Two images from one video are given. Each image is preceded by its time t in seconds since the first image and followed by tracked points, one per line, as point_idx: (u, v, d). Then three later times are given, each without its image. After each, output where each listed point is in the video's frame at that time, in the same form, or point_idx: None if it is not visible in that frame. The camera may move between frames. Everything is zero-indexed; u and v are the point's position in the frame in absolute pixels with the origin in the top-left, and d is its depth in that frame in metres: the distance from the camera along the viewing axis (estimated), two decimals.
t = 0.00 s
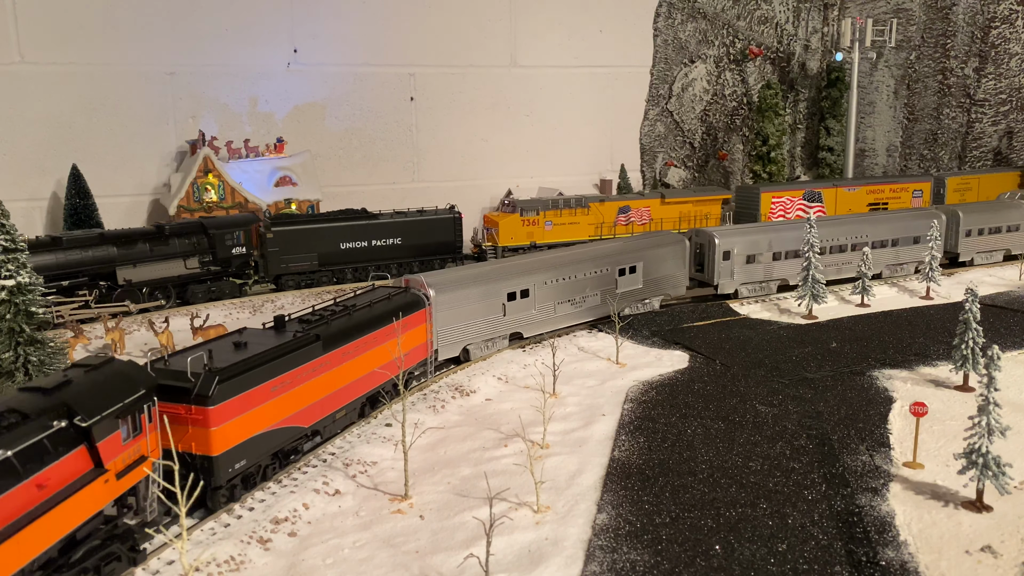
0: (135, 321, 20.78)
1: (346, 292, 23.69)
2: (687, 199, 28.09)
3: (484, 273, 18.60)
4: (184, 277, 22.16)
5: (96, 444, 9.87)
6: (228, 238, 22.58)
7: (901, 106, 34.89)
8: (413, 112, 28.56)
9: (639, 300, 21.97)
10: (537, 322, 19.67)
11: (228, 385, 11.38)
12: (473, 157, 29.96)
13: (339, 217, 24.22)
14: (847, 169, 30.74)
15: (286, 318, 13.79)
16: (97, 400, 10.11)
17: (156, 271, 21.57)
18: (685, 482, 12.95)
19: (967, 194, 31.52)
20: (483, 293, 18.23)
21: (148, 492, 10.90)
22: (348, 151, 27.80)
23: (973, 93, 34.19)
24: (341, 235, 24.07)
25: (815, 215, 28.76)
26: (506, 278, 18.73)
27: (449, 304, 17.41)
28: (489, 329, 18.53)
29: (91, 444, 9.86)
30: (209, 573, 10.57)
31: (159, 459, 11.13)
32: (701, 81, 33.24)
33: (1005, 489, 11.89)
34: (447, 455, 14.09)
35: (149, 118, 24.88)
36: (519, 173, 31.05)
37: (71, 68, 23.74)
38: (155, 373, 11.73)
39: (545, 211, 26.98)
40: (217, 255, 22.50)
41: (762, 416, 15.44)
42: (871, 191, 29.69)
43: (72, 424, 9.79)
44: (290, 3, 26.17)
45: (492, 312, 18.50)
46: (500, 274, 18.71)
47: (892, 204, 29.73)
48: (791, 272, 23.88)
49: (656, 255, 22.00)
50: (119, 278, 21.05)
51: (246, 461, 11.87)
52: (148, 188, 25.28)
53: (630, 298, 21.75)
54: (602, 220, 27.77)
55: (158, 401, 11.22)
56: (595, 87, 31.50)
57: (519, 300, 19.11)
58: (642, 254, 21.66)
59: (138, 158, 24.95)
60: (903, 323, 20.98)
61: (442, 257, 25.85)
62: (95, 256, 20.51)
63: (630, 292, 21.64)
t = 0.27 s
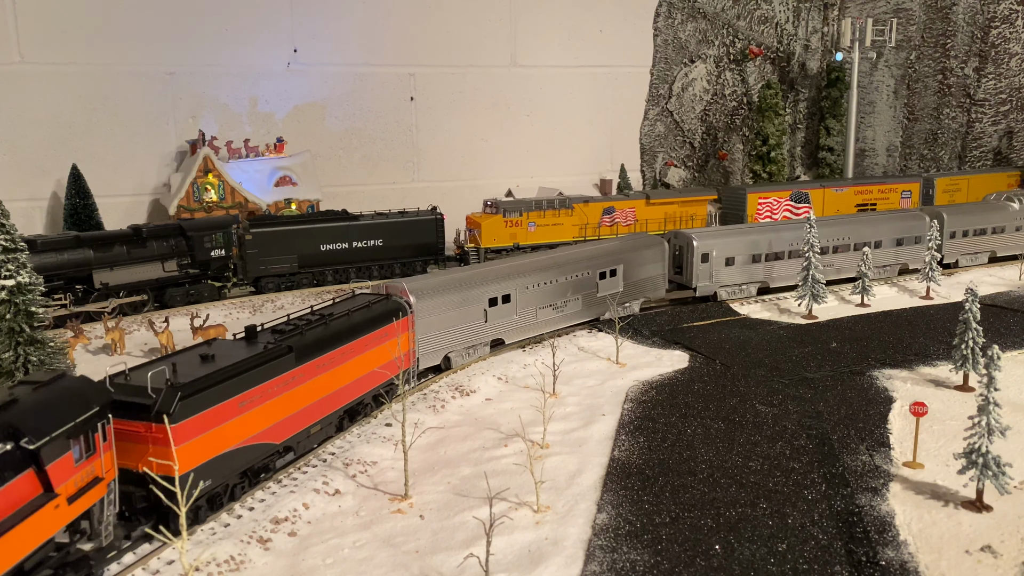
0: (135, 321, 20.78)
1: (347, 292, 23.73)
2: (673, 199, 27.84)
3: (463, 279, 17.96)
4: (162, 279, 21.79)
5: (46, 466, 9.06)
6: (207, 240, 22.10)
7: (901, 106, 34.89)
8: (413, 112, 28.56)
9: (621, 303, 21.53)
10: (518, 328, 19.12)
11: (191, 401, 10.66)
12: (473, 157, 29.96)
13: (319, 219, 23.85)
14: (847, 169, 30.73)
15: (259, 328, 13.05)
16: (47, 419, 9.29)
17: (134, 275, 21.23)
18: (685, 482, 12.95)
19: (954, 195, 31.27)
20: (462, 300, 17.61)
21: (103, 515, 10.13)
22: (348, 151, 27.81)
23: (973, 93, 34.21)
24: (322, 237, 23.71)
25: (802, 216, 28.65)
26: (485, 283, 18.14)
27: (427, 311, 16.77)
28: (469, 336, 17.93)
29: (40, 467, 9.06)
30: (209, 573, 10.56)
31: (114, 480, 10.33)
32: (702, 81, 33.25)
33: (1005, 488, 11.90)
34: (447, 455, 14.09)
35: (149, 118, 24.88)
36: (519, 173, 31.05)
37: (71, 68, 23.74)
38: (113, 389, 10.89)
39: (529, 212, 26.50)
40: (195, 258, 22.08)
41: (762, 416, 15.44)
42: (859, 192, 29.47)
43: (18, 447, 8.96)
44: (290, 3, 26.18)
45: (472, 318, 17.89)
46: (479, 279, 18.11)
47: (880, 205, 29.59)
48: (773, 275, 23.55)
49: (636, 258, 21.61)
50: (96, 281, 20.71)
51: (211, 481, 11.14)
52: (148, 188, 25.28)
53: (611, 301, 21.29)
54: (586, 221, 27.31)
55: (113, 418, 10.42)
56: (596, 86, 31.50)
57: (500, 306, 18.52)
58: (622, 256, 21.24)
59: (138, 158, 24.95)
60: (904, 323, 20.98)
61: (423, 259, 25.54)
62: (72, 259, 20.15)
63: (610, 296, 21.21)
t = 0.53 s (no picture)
0: (135, 321, 20.79)
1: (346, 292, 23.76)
2: (658, 201, 27.49)
3: (445, 285, 17.34)
4: (139, 284, 21.42)
5: None
6: (185, 243, 21.80)
7: (901, 106, 34.88)
8: (413, 112, 28.55)
9: (602, 307, 21.20)
10: (501, 334, 18.59)
11: (149, 420, 10.11)
12: (472, 157, 29.95)
13: (299, 221, 23.68)
14: (847, 169, 30.73)
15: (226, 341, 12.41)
16: None
17: (111, 279, 20.84)
18: (685, 483, 12.95)
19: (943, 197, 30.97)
20: (444, 307, 17.02)
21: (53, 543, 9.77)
22: (348, 151, 27.81)
23: (973, 93, 34.22)
24: (301, 239, 23.48)
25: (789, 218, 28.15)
26: (467, 290, 17.57)
27: (409, 319, 16.16)
28: (451, 345, 17.35)
29: None
30: (209, 573, 10.56)
31: (64, 505, 9.94)
32: (701, 81, 33.25)
33: (1005, 489, 11.90)
34: (447, 455, 14.10)
35: (149, 118, 24.88)
36: (519, 173, 31.05)
37: (71, 68, 23.74)
38: (66, 408, 10.47)
39: (511, 214, 26.34)
40: (173, 261, 21.75)
41: (762, 416, 15.44)
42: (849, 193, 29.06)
43: None
44: (290, 4, 26.18)
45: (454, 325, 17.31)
46: (461, 285, 17.53)
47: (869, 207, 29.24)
48: (753, 278, 23.27)
49: (615, 262, 21.31)
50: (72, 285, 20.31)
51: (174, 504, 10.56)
52: (148, 188, 25.29)
53: (592, 305, 20.90)
54: (570, 222, 27.06)
55: (63, 441, 10.03)
56: (596, 87, 31.50)
57: (482, 312, 17.97)
58: (603, 259, 20.92)
59: (138, 158, 24.96)
60: (904, 323, 20.98)
61: (404, 261, 25.35)
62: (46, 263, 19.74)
63: (591, 300, 20.84)
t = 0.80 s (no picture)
0: (135, 321, 20.80)
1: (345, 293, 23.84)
2: (643, 201, 27.34)
3: (424, 292, 16.83)
4: (117, 286, 20.91)
5: None
6: (162, 246, 21.50)
7: (901, 105, 34.87)
8: (413, 112, 28.55)
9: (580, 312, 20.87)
10: (482, 341, 18.15)
11: (100, 441, 9.41)
12: (472, 157, 29.94)
13: (278, 223, 23.49)
14: (847, 169, 30.72)
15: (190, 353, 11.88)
16: None
17: (87, 282, 20.28)
18: (685, 482, 12.95)
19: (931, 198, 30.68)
20: (424, 314, 16.52)
21: None
22: (348, 151, 27.81)
23: (973, 93, 34.23)
24: (280, 240, 23.30)
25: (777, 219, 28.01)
26: (447, 296, 17.09)
27: (389, 326, 15.65)
28: (432, 352, 16.86)
29: None
30: (209, 573, 10.56)
31: (11, 534, 9.01)
32: (702, 81, 33.26)
33: (1005, 488, 11.90)
34: (447, 455, 14.09)
35: (148, 118, 24.88)
36: (519, 173, 31.04)
37: (72, 68, 23.75)
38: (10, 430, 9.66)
39: (494, 215, 25.93)
40: (151, 264, 21.36)
41: (762, 416, 15.44)
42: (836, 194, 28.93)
43: None
44: (290, 3, 26.18)
45: (435, 333, 16.84)
46: (439, 291, 17.02)
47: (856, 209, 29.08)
48: (733, 280, 23.02)
49: (594, 265, 21.03)
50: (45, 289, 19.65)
51: (128, 531, 9.82)
52: (148, 188, 25.29)
53: (571, 309, 20.58)
54: (553, 223, 26.78)
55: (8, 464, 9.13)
56: (596, 86, 31.49)
57: (461, 319, 17.46)
58: (581, 263, 20.61)
59: (138, 158, 24.96)
60: (903, 323, 20.98)
61: (386, 262, 25.27)
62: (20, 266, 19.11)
63: (571, 304, 20.52)
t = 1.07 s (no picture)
0: (135, 321, 20.79)
1: (345, 292, 23.95)
2: (628, 202, 27.19)
3: (402, 301, 16.27)
4: (93, 290, 20.53)
5: None
6: (140, 247, 21.18)
7: (901, 105, 34.85)
8: (413, 111, 28.54)
9: (561, 317, 20.40)
10: (462, 349, 17.63)
11: (46, 466, 8.89)
12: (472, 157, 29.94)
13: (258, 225, 23.10)
14: (847, 168, 30.70)
15: (155, 365, 11.34)
16: None
17: (63, 285, 19.88)
18: (685, 482, 12.95)
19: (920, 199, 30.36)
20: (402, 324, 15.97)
21: None
22: (348, 151, 27.81)
23: (973, 93, 34.24)
24: (260, 242, 22.89)
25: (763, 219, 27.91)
26: (426, 304, 16.56)
27: (367, 336, 15.10)
28: (411, 362, 16.32)
29: None
30: (209, 573, 10.56)
31: None
32: (701, 81, 33.26)
33: (1005, 488, 11.90)
34: (447, 454, 14.09)
35: (148, 117, 24.88)
36: (519, 173, 31.03)
37: (71, 68, 23.74)
38: None
39: (477, 216, 25.68)
40: (128, 266, 21.00)
41: (762, 416, 15.44)
42: (824, 195, 28.82)
43: None
44: (290, 4, 26.19)
45: (414, 342, 16.30)
46: (418, 298, 16.50)
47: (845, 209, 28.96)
48: (714, 283, 22.74)
49: (575, 269, 20.56)
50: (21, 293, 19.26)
51: (81, 559, 9.30)
52: (148, 188, 25.30)
53: (552, 315, 20.11)
54: (537, 225, 26.54)
55: None
56: (595, 86, 31.49)
57: (441, 326, 16.96)
58: (561, 267, 20.13)
59: (138, 158, 24.96)
60: (904, 323, 20.98)
61: (368, 264, 25.08)
62: None
63: (552, 310, 20.04)
